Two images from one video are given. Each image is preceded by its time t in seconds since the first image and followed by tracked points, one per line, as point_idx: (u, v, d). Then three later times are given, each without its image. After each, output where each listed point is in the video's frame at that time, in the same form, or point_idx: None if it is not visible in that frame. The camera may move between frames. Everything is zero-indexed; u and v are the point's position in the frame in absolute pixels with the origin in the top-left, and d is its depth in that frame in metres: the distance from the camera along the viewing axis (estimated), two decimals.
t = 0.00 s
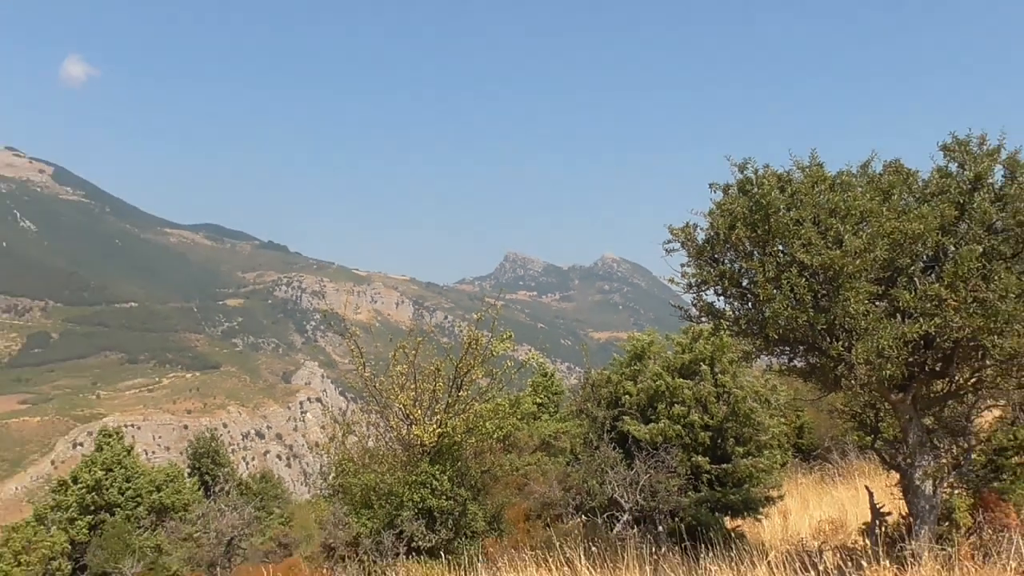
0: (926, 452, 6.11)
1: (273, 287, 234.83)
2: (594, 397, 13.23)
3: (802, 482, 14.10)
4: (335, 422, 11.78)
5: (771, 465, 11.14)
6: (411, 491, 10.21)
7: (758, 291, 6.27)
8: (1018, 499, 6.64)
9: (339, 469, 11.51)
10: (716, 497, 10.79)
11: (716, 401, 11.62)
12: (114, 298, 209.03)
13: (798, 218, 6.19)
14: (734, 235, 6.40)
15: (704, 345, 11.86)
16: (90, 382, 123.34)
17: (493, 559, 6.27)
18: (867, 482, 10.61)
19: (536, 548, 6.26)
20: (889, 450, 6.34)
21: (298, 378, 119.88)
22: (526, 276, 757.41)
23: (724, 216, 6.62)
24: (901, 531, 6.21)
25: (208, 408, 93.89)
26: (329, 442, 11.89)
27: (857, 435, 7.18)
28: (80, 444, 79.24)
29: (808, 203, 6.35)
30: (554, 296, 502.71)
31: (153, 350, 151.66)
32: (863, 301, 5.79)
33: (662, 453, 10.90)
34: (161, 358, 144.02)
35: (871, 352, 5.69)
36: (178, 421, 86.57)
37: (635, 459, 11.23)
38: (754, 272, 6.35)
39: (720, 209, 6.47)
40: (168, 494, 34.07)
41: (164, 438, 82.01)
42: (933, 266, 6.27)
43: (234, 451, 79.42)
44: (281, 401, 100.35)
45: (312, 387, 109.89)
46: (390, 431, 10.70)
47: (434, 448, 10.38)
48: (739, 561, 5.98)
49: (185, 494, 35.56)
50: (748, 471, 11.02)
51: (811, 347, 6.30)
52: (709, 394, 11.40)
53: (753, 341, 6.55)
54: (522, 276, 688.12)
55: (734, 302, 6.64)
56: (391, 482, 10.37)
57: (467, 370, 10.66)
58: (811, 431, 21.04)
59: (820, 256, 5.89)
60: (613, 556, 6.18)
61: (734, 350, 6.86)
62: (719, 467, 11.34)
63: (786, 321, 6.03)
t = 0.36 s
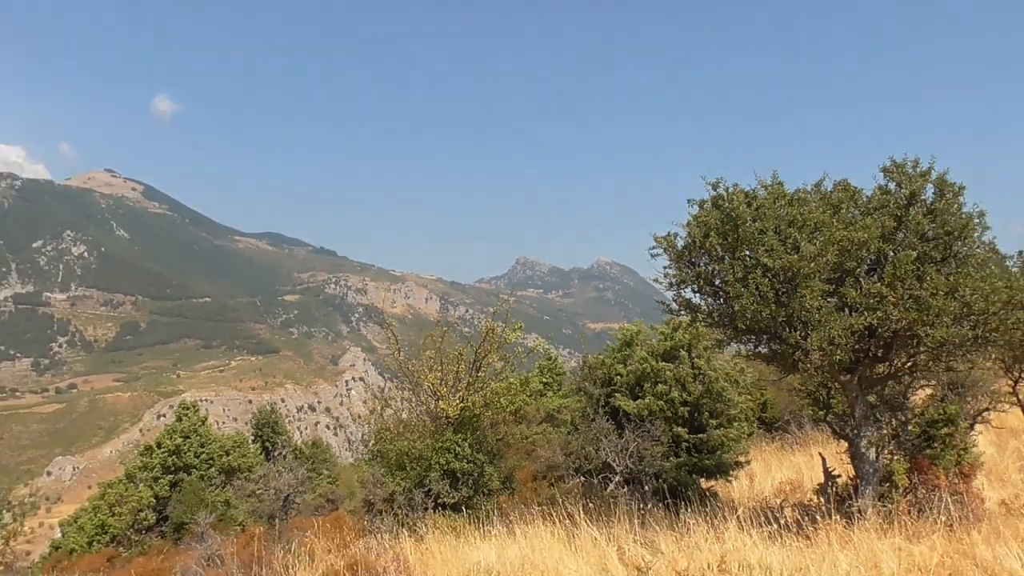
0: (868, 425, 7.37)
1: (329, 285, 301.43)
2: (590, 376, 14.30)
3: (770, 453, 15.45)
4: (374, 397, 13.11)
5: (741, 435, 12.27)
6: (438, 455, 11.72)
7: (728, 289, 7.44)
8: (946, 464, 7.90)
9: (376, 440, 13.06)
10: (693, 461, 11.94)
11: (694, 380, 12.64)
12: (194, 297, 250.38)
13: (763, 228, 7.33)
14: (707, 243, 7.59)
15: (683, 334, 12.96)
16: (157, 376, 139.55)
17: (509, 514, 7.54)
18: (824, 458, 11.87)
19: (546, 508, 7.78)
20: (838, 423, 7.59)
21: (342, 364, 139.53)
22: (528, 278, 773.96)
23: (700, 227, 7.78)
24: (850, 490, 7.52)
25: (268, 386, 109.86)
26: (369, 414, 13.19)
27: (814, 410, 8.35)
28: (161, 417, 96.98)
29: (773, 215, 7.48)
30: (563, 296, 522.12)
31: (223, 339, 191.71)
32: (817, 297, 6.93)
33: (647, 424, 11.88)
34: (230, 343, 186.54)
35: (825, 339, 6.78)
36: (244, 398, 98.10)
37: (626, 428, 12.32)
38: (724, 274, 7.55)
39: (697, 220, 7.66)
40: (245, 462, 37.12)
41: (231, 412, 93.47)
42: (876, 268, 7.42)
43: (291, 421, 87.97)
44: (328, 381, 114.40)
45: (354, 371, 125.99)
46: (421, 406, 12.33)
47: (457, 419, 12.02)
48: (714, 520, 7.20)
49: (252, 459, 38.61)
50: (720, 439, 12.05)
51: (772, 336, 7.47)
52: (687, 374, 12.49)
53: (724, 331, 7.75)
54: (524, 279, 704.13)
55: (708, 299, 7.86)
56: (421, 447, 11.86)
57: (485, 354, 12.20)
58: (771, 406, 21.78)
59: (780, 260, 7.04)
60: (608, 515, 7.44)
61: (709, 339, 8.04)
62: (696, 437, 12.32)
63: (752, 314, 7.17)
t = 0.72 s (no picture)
0: (850, 409, 8.16)
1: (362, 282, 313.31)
2: (596, 365, 15.08)
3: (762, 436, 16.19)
4: (402, 384, 14.30)
5: (732, 418, 13.11)
6: (459, 435, 12.87)
7: (722, 288, 8.16)
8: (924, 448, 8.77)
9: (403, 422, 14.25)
10: (688, 442, 12.76)
11: (691, 368, 13.42)
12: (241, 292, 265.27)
13: (754, 231, 8.09)
14: (703, 245, 8.34)
15: (679, 328, 13.67)
16: (201, 368, 144.97)
17: (525, 489, 8.36)
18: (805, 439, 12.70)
19: (556, 484, 8.57)
20: (822, 406, 8.37)
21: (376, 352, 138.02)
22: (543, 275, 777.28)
23: (696, 229, 8.48)
24: (833, 469, 8.30)
25: (307, 374, 110.55)
26: (398, 398, 14.35)
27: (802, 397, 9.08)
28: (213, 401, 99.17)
29: (760, 220, 8.23)
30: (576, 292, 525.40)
31: (267, 331, 195.38)
32: (803, 296, 7.63)
33: (647, 409, 12.72)
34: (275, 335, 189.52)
35: (811, 332, 7.48)
36: (286, 384, 99.78)
37: (629, 410, 13.17)
38: (719, 273, 8.27)
39: (693, 225, 8.42)
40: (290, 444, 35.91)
41: (274, 396, 94.17)
42: (859, 266, 8.11)
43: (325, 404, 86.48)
44: (363, 369, 115.42)
45: (386, 359, 125.35)
46: (443, 390, 13.53)
47: (475, 403, 13.21)
48: (712, 495, 7.92)
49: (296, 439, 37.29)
50: (713, 422, 12.90)
51: (762, 330, 8.21)
52: (684, 362, 13.24)
53: (720, 325, 8.47)
54: (538, 278, 709.47)
55: (702, 295, 8.62)
56: (442, 429, 13.01)
57: (499, 345, 13.40)
58: (762, 391, 22.39)
59: (771, 259, 7.74)
60: (613, 491, 8.20)
61: (705, 332, 8.78)
62: (692, 419, 13.07)
63: (743, 309, 7.91)
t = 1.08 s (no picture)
0: (870, 400, 8.12)
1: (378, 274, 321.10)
2: (615, 356, 15.06)
3: (781, 427, 16.10)
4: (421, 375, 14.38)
5: (752, 409, 13.07)
6: (477, 427, 12.97)
7: (740, 278, 8.15)
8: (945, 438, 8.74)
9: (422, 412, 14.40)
10: (708, 433, 12.75)
11: (708, 359, 13.36)
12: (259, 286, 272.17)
13: (772, 221, 8.04)
14: (721, 234, 8.30)
15: (698, 319, 13.62)
16: (221, 360, 147.17)
17: (543, 480, 8.38)
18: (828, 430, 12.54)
19: (574, 474, 8.57)
20: (841, 397, 8.36)
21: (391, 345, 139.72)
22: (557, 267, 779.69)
23: (714, 220, 8.46)
24: (853, 460, 8.27)
25: (327, 366, 111.61)
26: (417, 390, 14.49)
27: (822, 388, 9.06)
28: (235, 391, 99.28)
29: (780, 209, 8.16)
30: (593, 284, 525.04)
31: (284, 325, 200.37)
32: (823, 286, 7.58)
33: (666, 401, 12.68)
34: (293, 328, 194.41)
35: (830, 321, 7.43)
36: (306, 375, 100.93)
37: (648, 402, 13.15)
38: (738, 264, 8.23)
39: (711, 215, 8.38)
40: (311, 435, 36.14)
41: (294, 388, 95.38)
42: (878, 255, 8.05)
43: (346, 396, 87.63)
44: (381, 361, 116.23)
45: (404, 349, 125.79)
46: (461, 381, 13.62)
47: (493, 395, 13.24)
48: (730, 485, 7.89)
49: (315, 429, 37.43)
50: (733, 413, 12.86)
51: (780, 320, 8.18)
52: (702, 354, 13.24)
53: (738, 314, 8.44)
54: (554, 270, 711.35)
55: (720, 286, 8.60)
56: (461, 420, 13.10)
57: (518, 336, 13.42)
58: (782, 382, 22.39)
59: (790, 250, 7.71)
60: (632, 482, 8.18)
61: (723, 321, 8.74)
62: (711, 410, 13.05)
63: (762, 300, 7.85)
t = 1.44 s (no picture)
0: (904, 393, 7.99)
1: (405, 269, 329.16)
2: (643, 351, 15.06)
3: (812, 422, 15.94)
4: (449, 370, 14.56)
5: (781, 404, 12.97)
6: (506, 422, 13.06)
7: (770, 271, 8.04)
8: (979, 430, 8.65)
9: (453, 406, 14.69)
10: (738, 427, 12.68)
11: (739, 353, 13.30)
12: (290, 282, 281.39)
13: (803, 214, 7.92)
14: (749, 228, 8.25)
15: (727, 313, 13.60)
16: (253, 356, 150.47)
17: (572, 475, 8.39)
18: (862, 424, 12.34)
19: (602, 469, 8.58)
20: (875, 391, 8.27)
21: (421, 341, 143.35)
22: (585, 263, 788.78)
23: (742, 213, 8.39)
24: (888, 454, 8.13)
25: (356, 362, 113.69)
26: (445, 385, 14.72)
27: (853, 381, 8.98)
28: (265, 389, 101.43)
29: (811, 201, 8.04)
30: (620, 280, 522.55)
31: (314, 319, 204.28)
32: (856, 277, 7.45)
33: (696, 395, 12.63)
34: (324, 324, 198.03)
35: (862, 315, 7.31)
36: (336, 371, 102.36)
37: (677, 397, 13.10)
38: (766, 256, 8.16)
39: (739, 208, 8.30)
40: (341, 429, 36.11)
41: (324, 383, 96.94)
42: (911, 247, 7.90)
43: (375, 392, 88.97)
44: (410, 358, 118.16)
45: (432, 346, 127.77)
46: (489, 376, 13.75)
47: (523, 390, 13.32)
48: (760, 481, 7.85)
49: (344, 425, 37.73)
50: (763, 407, 12.78)
51: (812, 313, 8.06)
52: (732, 347, 13.15)
53: (767, 308, 8.37)
54: (581, 266, 711.45)
55: (750, 278, 8.52)
56: (490, 415, 13.20)
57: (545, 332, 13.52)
58: (813, 376, 22.32)
59: (821, 242, 7.60)
60: (661, 477, 8.15)
61: (752, 315, 8.69)
62: (741, 404, 12.99)
63: (792, 293, 7.78)
